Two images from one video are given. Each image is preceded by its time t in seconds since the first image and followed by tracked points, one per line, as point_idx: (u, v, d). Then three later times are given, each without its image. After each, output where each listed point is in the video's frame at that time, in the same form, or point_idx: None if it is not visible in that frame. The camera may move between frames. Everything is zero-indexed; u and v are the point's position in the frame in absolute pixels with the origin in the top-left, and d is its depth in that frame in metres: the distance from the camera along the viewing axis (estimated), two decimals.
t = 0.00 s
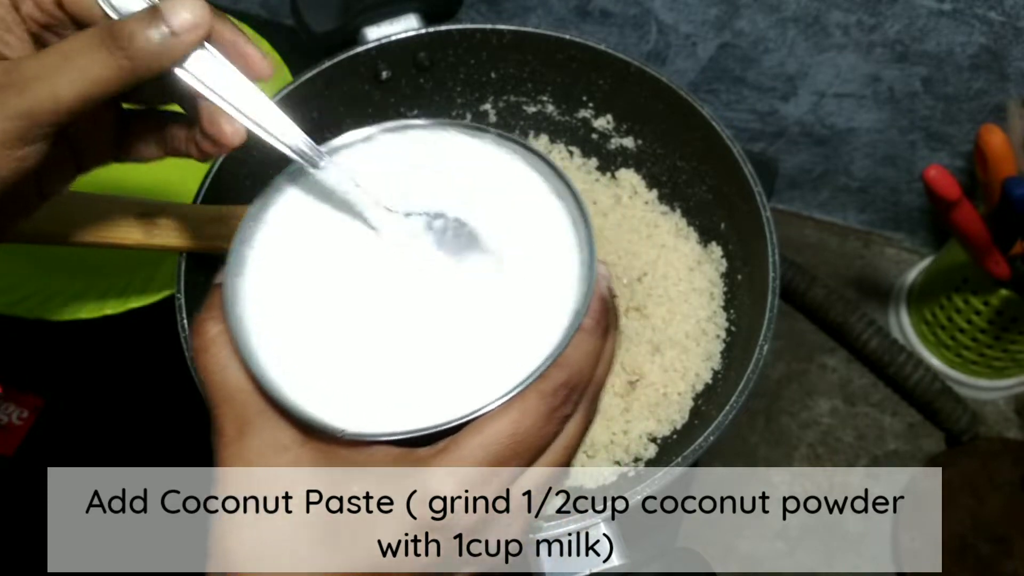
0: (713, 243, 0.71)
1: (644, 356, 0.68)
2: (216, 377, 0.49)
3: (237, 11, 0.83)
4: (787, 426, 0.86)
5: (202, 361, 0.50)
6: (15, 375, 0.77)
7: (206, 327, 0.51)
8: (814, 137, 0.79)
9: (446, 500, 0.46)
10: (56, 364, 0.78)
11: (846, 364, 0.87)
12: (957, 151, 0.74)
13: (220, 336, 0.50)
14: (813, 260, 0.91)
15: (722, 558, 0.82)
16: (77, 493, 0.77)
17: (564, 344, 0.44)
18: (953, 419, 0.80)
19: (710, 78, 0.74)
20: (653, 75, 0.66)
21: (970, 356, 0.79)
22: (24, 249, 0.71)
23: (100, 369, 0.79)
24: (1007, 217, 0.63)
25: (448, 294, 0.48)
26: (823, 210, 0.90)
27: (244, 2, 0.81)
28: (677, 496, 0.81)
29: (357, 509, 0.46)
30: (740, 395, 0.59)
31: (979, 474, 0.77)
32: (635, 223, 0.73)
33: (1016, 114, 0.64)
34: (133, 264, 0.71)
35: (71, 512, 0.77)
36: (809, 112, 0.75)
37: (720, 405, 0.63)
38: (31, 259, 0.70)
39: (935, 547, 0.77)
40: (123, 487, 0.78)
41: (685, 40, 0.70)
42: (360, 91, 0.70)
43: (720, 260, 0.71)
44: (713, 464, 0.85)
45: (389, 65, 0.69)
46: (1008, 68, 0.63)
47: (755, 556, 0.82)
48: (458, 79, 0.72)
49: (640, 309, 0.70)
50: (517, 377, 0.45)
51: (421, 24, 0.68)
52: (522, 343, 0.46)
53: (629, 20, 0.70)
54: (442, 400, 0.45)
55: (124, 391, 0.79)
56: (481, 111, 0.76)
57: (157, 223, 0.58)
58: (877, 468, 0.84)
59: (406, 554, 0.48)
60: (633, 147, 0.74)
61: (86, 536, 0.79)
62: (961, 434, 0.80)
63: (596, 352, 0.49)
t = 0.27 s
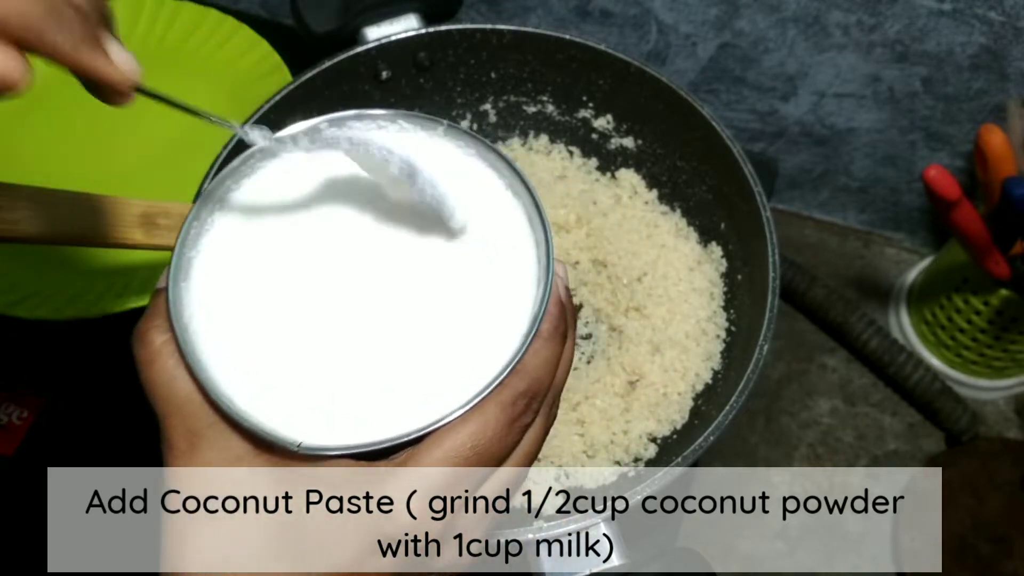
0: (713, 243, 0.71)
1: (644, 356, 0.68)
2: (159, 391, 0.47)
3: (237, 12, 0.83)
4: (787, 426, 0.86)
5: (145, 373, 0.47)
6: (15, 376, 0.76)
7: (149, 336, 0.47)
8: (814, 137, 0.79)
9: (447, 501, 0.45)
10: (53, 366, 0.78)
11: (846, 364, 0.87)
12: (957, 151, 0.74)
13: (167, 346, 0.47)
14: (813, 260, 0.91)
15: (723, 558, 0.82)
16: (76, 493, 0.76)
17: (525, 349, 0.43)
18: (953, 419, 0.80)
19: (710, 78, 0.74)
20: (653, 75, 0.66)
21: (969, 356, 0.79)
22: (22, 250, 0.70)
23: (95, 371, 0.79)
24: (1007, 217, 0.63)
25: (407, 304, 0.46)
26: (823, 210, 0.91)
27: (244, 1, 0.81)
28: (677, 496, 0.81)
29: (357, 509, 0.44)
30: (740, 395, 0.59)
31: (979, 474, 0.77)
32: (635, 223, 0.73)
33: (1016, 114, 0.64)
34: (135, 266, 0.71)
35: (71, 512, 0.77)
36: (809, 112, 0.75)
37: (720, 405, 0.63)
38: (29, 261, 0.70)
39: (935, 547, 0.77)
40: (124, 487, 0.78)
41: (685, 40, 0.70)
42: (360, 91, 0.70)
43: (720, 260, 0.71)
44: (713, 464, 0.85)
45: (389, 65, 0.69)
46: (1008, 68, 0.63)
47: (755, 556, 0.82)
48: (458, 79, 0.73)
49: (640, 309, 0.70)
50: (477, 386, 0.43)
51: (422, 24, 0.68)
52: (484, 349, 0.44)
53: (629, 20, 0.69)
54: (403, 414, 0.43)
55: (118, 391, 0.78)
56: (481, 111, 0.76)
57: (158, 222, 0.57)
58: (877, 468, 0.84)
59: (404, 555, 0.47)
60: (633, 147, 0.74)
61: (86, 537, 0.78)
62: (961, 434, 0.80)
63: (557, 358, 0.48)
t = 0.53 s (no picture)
0: (713, 243, 0.71)
1: (644, 356, 0.68)
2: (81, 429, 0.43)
3: (237, 12, 0.83)
4: (787, 426, 0.86)
5: (73, 441, 0.44)
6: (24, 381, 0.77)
7: (74, 403, 0.44)
8: (814, 137, 0.79)
9: (447, 501, 0.43)
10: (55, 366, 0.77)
11: (846, 364, 0.87)
12: (957, 151, 0.74)
13: (92, 413, 0.44)
14: (813, 260, 0.91)
15: (722, 558, 0.82)
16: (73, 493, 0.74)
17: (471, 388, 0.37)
18: (953, 419, 0.80)
19: (710, 78, 0.74)
20: (653, 75, 0.66)
21: (970, 356, 0.79)
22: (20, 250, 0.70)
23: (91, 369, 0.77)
24: (1007, 217, 0.63)
25: (342, 337, 0.39)
26: (823, 210, 0.91)
27: (244, 1, 0.81)
28: (677, 496, 0.81)
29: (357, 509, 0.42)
30: (740, 395, 0.59)
31: (979, 475, 0.77)
32: (635, 223, 0.73)
33: (1016, 115, 0.64)
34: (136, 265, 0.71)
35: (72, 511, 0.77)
36: (809, 112, 0.75)
37: (720, 404, 0.63)
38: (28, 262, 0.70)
39: (935, 547, 0.77)
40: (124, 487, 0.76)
41: (685, 40, 0.70)
42: (360, 91, 0.70)
43: (720, 260, 0.70)
44: (712, 464, 0.85)
45: (389, 65, 0.69)
46: (1009, 68, 0.63)
47: (755, 557, 0.82)
48: (458, 79, 0.73)
49: (640, 310, 0.70)
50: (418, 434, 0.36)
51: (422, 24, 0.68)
52: (430, 385, 0.38)
53: (629, 20, 0.69)
54: (339, 472, 0.36)
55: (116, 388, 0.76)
56: (481, 111, 0.76)
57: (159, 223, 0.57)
58: (877, 468, 0.84)
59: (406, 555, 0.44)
60: (633, 147, 0.74)
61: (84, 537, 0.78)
62: (961, 434, 0.80)
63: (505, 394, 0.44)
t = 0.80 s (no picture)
0: (712, 243, 0.72)
1: (643, 356, 0.69)
2: None
3: (237, 12, 0.83)
4: (787, 426, 0.86)
5: None
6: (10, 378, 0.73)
7: None
8: (813, 137, 0.79)
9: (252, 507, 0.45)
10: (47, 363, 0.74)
11: (845, 364, 0.87)
12: (956, 152, 0.75)
13: None
14: (812, 260, 0.91)
15: (722, 557, 0.82)
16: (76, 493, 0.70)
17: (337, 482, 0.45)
18: (952, 419, 0.81)
19: (709, 79, 0.74)
20: (653, 76, 0.66)
21: (968, 356, 0.80)
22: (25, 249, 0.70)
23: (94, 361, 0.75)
24: (1005, 217, 0.64)
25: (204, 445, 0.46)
26: (823, 210, 0.91)
27: (245, 2, 0.81)
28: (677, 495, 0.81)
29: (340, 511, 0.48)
30: (740, 394, 0.60)
31: (978, 474, 0.77)
32: (634, 223, 0.74)
33: (1016, 116, 0.65)
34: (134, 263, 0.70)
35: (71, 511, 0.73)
36: (808, 112, 0.75)
37: (719, 404, 0.63)
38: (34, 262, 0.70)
39: (936, 547, 0.77)
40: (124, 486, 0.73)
41: (684, 41, 0.70)
42: (360, 92, 0.70)
43: (719, 260, 0.71)
44: (712, 463, 0.86)
45: (389, 66, 0.69)
46: (1008, 68, 0.63)
47: (754, 556, 0.82)
48: (459, 80, 0.73)
49: (639, 309, 0.70)
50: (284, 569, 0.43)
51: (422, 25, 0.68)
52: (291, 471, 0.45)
53: (629, 21, 0.70)
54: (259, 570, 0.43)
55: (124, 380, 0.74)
56: (481, 112, 0.76)
57: (159, 222, 0.56)
58: (876, 467, 0.84)
59: None
60: (633, 148, 0.75)
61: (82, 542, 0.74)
62: (960, 434, 0.81)
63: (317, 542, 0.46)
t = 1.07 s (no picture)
0: (712, 243, 0.72)
1: (643, 355, 0.69)
2: None
3: (238, 13, 0.83)
4: (786, 425, 0.86)
5: None
6: (16, 375, 0.73)
7: None
8: (812, 137, 0.79)
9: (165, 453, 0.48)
10: (52, 362, 0.74)
11: (844, 364, 0.88)
12: (956, 152, 0.75)
13: None
14: (812, 260, 0.91)
15: (722, 557, 0.82)
16: (76, 492, 0.70)
17: None
18: (951, 419, 0.81)
19: (709, 79, 0.75)
20: (653, 77, 0.66)
21: (967, 356, 0.80)
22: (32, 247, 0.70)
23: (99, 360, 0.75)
24: (1005, 218, 0.64)
25: None
26: (822, 210, 0.91)
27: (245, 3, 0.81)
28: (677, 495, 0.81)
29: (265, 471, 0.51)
30: (740, 394, 0.60)
31: (978, 474, 0.77)
32: (634, 223, 0.74)
33: (1015, 116, 0.65)
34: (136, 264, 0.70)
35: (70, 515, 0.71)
36: (808, 113, 0.75)
37: (718, 404, 0.63)
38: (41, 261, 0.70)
39: (935, 547, 0.77)
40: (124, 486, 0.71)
41: (684, 41, 0.70)
42: (360, 92, 0.70)
43: (719, 260, 0.71)
44: (712, 463, 0.86)
45: (389, 67, 0.69)
46: (1007, 69, 0.64)
47: (754, 556, 0.82)
48: (459, 80, 0.73)
49: (639, 309, 0.70)
50: None
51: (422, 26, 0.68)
52: None
53: (628, 21, 0.70)
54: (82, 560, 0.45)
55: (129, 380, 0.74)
56: (481, 112, 0.76)
57: (160, 222, 0.56)
58: (875, 467, 0.84)
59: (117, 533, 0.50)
60: (632, 148, 0.75)
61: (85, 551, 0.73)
62: (959, 433, 0.81)
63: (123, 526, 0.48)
